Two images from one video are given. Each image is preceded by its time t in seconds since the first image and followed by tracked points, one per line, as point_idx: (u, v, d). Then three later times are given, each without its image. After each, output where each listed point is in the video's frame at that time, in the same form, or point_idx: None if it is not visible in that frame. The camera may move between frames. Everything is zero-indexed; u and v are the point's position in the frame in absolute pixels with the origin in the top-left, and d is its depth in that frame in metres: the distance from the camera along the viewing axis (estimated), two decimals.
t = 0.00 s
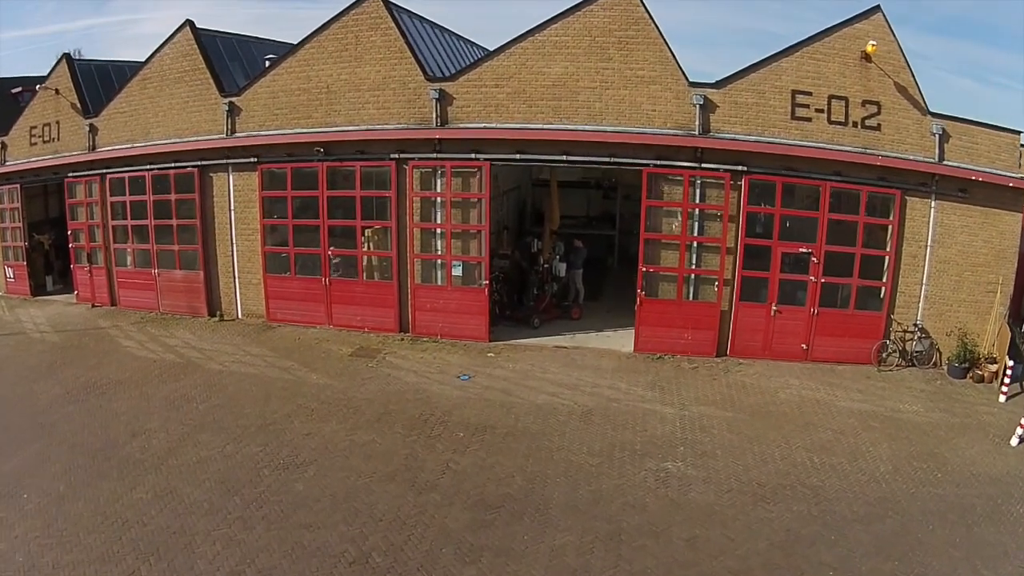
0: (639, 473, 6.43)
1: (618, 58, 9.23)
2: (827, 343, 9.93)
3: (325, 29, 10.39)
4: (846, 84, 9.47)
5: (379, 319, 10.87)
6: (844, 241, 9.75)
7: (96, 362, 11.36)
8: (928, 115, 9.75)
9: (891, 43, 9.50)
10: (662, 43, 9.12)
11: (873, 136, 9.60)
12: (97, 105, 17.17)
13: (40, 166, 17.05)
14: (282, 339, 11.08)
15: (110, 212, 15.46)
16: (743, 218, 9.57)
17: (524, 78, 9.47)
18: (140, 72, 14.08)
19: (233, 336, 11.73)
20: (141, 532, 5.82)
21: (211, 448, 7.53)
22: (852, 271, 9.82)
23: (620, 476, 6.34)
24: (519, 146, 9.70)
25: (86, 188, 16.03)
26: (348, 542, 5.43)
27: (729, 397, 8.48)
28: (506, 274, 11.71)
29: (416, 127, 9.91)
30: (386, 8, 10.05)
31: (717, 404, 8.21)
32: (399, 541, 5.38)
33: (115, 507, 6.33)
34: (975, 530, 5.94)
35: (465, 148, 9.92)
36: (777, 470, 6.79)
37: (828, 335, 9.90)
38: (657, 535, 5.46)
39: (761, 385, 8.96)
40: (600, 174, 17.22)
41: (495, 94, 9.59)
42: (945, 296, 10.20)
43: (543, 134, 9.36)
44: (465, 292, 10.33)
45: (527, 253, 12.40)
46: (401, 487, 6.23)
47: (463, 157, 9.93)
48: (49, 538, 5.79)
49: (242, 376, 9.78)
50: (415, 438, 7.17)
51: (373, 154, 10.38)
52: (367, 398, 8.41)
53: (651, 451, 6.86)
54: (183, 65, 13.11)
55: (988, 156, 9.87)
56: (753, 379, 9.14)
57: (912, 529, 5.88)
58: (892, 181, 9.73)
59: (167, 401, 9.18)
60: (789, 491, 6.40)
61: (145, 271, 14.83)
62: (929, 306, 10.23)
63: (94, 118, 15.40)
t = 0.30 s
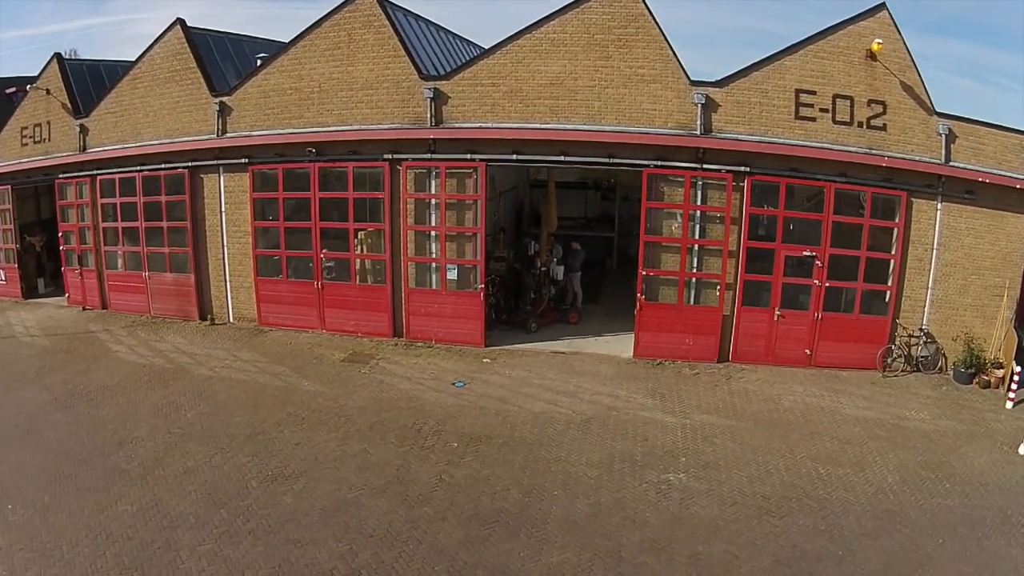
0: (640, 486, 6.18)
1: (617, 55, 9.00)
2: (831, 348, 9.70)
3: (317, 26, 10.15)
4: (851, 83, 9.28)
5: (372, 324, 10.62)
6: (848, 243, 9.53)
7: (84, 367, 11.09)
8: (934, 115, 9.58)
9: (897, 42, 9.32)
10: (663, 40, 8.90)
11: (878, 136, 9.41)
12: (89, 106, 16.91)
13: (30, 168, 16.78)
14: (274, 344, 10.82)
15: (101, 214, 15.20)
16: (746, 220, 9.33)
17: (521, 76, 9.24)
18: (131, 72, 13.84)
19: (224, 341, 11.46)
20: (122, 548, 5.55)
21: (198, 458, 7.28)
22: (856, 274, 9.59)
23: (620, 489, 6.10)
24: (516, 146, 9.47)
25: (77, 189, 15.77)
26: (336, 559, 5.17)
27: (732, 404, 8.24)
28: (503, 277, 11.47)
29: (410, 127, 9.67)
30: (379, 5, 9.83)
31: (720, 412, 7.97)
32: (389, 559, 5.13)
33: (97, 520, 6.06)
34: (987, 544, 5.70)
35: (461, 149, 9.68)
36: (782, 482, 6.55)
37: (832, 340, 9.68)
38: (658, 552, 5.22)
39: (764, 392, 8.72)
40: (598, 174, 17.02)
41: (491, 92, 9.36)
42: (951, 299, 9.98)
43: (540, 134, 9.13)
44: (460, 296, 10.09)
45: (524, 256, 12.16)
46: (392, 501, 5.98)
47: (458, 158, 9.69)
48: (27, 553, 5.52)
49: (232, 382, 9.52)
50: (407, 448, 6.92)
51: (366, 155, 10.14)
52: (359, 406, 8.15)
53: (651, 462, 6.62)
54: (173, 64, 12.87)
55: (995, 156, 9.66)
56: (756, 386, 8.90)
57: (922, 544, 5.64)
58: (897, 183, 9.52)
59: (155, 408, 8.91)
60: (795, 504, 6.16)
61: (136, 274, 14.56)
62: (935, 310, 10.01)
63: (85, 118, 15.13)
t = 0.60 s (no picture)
0: (642, 497, 5.92)
1: (617, 50, 8.75)
2: (837, 351, 9.45)
3: (309, 21, 9.88)
4: (858, 79, 9.04)
5: (366, 327, 10.35)
6: (855, 244, 9.28)
7: (71, 371, 10.81)
8: (942, 112, 9.36)
9: (904, 37, 9.10)
10: (664, 35, 8.65)
11: (886, 134, 9.18)
12: (79, 105, 16.62)
13: (20, 168, 16.48)
14: (265, 347, 10.54)
15: (91, 215, 14.91)
16: (750, 220, 9.08)
17: (518, 72, 8.99)
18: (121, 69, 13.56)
19: (215, 344, 11.18)
20: (101, 563, 5.27)
21: (184, 467, 7.00)
22: (863, 276, 9.35)
23: (622, 500, 5.84)
24: (513, 144, 9.21)
25: (67, 189, 15.48)
26: None
27: (736, 410, 7.98)
28: (500, 279, 11.22)
29: (404, 124, 9.40)
30: None
31: (724, 418, 7.71)
32: None
33: (77, 533, 5.78)
34: (1004, 556, 5.45)
35: (456, 147, 9.42)
36: (790, 492, 6.29)
37: (838, 343, 9.43)
38: (663, 569, 4.95)
39: (769, 397, 8.46)
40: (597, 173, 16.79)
41: (487, 88, 9.10)
42: (959, 301, 9.73)
43: (538, 131, 8.87)
44: (456, 297, 9.82)
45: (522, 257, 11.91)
46: (384, 514, 5.71)
47: (454, 156, 9.43)
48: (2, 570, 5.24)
49: (222, 387, 9.24)
50: (400, 458, 6.66)
51: (359, 153, 9.87)
52: (351, 412, 7.88)
53: (654, 472, 6.36)
54: (163, 62, 12.59)
55: (1004, 155, 9.43)
56: (761, 391, 8.64)
57: (937, 557, 5.38)
58: (905, 181, 9.28)
59: (142, 414, 8.63)
60: (804, 515, 5.90)
61: (126, 275, 14.27)
62: (943, 312, 9.77)
63: (75, 117, 14.85)
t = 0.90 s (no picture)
0: (647, 510, 5.64)
1: (619, 44, 8.49)
2: (845, 355, 9.19)
3: (302, 16, 9.61)
4: (867, 75, 8.79)
5: (361, 330, 10.07)
6: (864, 244, 9.02)
7: (59, 375, 10.51)
8: (952, 110, 9.12)
9: (914, 32, 8.87)
10: (668, 28, 8.40)
11: (895, 131, 8.93)
12: (71, 103, 16.32)
13: (10, 167, 16.16)
14: (257, 351, 10.25)
15: (82, 215, 14.61)
16: (756, 220, 8.81)
17: (517, 67, 8.72)
18: (112, 66, 13.27)
19: (206, 348, 10.88)
20: None
21: (171, 477, 6.70)
22: (872, 277, 9.09)
23: (626, 514, 5.55)
24: (512, 141, 8.94)
25: (57, 189, 15.18)
26: None
27: (742, 417, 7.70)
28: (498, 280, 10.94)
29: (399, 121, 9.12)
30: None
31: (730, 425, 7.44)
32: None
33: (57, 546, 5.48)
34: None
35: (453, 144, 9.16)
36: (800, 503, 6.01)
37: (846, 347, 9.17)
38: None
39: (776, 403, 8.19)
40: (597, 172, 16.53)
41: (485, 84, 8.83)
42: (969, 303, 9.47)
43: (537, 128, 8.61)
44: (453, 300, 9.54)
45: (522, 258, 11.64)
46: (376, 528, 5.42)
47: (451, 153, 9.15)
48: None
49: (212, 393, 8.95)
50: (394, 468, 6.37)
51: (352, 151, 9.59)
52: (344, 420, 7.60)
53: (659, 483, 6.08)
54: (154, 58, 12.31)
55: (1015, 153, 9.19)
56: (768, 396, 8.37)
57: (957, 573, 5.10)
58: (914, 180, 9.04)
59: (129, 420, 8.34)
60: (815, 529, 5.62)
61: (117, 277, 13.97)
62: (952, 315, 9.51)
63: (65, 116, 14.56)
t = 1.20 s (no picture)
0: (653, 524, 5.34)
1: (622, 37, 8.21)
2: (854, 358, 8.93)
3: (293, 9, 9.33)
4: (876, 69, 8.53)
5: (355, 333, 9.78)
6: (873, 244, 8.76)
7: (46, 380, 10.18)
8: (963, 106, 8.88)
9: (924, 25, 8.63)
10: (672, 21, 8.13)
11: (905, 127, 8.68)
12: (61, 101, 16.02)
13: None
14: (248, 355, 9.94)
15: (71, 215, 14.30)
16: (764, 219, 8.53)
17: (516, 60, 8.43)
18: (101, 63, 12.97)
19: (196, 351, 10.57)
20: None
21: (155, 488, 6.40)
22: (882, 278, 8.82)
23: (630, 528, 5.26)
24: (510, 138, 8.66)
25: (47, 189, 14.85)
26: None
27: (749, 424, 7.42)
28: (496, 281, 10.65)
29: (393, 117, 8.83)
30: None
31: (738, 433, 7.15)
32: None
33: (31, 562, 5.17)
34: None
35: (449, 141, 8.87)
36: (813, 515, 5.72)
37: (855, 350, 8.90)
38: None
39: (784, 409, 7.91)
40: (597, 171, 16.26)
41: (482, 78, 8.54)
42: (980, 305, 9.21)
43: (537, 123, 8.32)
44: (450, 302, 9.25)
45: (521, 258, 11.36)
46: (368, 544, 5.11)
47: (447, 150, 8.86)
48: None
49: (201, 398, 8.64)
50: (387, 479, 6.08)
51: (346, 148, 9.30)
52: (336, 427, 7.30)
53: (665, 494, 5.79)
54: (144, 54, 12.01)
55: None
56: (776, 402, 8.09)
57: None
58: (925, 178, 8.78)
59: (114, 427, 8.02)
60: (829, 543, 5.32)
61: (106, 278, 13.64)
62: (963, 317, 9.24)
63: (55, 114, 14.24)
